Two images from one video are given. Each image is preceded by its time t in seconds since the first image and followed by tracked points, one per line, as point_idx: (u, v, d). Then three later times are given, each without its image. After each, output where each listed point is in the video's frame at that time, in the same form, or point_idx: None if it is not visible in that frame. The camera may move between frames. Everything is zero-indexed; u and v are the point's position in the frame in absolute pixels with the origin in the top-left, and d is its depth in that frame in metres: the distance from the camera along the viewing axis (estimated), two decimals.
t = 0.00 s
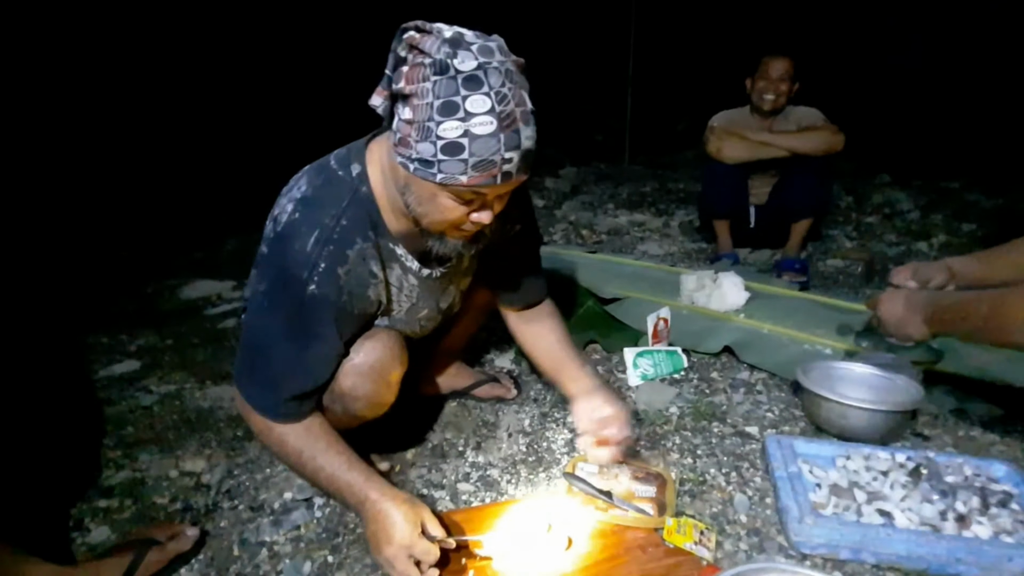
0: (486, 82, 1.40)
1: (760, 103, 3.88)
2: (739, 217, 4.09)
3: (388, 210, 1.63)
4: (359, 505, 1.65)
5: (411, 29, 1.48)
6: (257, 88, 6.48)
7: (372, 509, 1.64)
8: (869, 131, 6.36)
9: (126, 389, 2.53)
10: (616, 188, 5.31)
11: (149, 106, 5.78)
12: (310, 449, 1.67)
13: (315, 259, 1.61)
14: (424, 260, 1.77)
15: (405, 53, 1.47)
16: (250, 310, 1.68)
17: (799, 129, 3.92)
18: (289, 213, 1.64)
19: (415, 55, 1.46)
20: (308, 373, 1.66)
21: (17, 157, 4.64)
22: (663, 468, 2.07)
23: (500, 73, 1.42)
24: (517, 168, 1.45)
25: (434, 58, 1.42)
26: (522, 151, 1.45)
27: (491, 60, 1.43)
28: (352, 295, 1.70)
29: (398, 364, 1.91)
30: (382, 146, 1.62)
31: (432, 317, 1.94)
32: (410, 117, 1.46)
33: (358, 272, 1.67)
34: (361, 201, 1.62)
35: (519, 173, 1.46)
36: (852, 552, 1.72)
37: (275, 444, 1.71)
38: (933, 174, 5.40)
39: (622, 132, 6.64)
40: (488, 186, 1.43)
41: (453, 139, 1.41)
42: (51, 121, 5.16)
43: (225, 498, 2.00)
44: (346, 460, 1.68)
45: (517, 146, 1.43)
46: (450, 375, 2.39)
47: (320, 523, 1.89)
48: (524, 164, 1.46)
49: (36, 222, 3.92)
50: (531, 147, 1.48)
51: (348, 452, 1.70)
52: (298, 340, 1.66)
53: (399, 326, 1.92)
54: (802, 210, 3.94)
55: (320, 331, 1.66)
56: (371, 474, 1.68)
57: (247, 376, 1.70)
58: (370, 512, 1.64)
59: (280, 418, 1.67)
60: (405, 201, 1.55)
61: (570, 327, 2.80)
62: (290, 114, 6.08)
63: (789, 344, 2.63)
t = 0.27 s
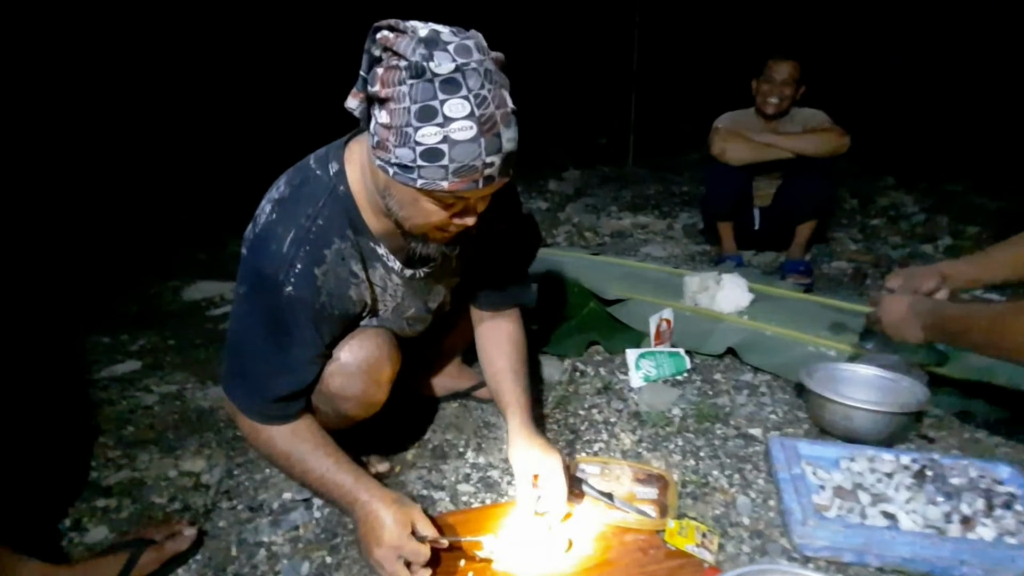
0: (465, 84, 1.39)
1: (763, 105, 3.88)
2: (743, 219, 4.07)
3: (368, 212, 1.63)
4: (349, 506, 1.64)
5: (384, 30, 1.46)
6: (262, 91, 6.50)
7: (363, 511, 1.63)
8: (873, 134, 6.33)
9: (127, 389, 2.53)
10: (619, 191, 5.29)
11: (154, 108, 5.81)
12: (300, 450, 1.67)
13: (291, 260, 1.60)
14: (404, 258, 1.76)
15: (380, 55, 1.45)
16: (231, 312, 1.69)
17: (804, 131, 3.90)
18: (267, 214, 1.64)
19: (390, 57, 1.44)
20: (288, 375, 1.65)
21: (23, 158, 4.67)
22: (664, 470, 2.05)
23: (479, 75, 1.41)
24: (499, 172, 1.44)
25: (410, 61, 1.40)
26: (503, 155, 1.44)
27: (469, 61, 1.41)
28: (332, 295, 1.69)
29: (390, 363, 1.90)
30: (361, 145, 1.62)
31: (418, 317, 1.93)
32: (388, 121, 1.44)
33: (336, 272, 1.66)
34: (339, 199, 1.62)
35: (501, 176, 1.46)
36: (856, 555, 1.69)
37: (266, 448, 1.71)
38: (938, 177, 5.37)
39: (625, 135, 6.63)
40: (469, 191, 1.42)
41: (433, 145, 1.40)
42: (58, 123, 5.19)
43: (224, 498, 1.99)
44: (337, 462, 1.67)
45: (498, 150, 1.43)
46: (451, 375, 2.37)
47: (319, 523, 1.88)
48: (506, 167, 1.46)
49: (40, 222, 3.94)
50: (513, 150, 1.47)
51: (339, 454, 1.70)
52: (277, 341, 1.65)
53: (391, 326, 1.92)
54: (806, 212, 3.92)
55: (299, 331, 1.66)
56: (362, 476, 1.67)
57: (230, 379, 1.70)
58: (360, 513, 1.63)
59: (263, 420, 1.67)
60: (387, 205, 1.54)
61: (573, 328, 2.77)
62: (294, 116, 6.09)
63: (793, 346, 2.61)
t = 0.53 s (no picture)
0: (455, 86, 1.36)
1: (771, 106, 3.85)
2: (753, 221, 4.02)
3: (366, 218, 1.60)
4: (375, 509, 1.62)
5: (370, 32, 1.42)
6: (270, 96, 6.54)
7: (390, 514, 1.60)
8: (883, 135, 6.26)
9: (135, 392, 2.52)
10: (627, 193, 5.26)
11: (165, 114, 5.86)
12: (317, 459, 1.64)
13: (291, 270, 1.59)
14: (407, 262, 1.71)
15: (368, 59, 1.43)
16: (235, 324, 1.69)
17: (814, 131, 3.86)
18: (266, 224, 1.63)
19: (377, 61, 1.41)
20: (293, 385, 1.64)
21: (36, 163, 4.71)
22: (676, 473, 2.01)
23: (469, 75, 1.38)
24: (495, 174, 1.41)
25: (397, 64, 1.37)
26: (499, 156, 1.41)
27: (459, 61, 1.38)
28: (335, 303, 1.67)
29: (397, 366, 1.90)
30: (356, 150, 1.59)
31: (422, 321, 1.92)
32: (379, 127, 1.42)
33: (338, 279, 1.64)
34: (336, 206, 1.59)
35: (499, 178, 1.43)
36: (874, 561, 1.65)
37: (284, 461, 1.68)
38: (951, 178, 5.29)
39: (633, 138, 6.60)
40: (467, 195, 1.40)
41: (425, 149, 1.37)
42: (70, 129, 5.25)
43: (231, 501, 1.98)
44: (355, 464, 1.65)
45: (493, 152, 1.39)
46: (460, 377, 2.36)
47: (326, 527, 1.86)
48: (502, 169, 1.43)
49: (52, 226, 3.97)
50: (509, 150, 1.43)
51: (357, 458, 1.67)
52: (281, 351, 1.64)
53: (399, 329, 1.90)
54: (817, 212, 3.87)
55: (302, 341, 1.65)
56: (384, 478, 1.65)
57: (237, 394, 1.69)
58: (389, 516, 1.60)
59: (270, 431, 1.65)
60: (383, 211, 1.52)
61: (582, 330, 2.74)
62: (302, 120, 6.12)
63: (805, 348, 2.57)
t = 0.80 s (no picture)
0: (469, 74, 1.34)
1: (781, 104, 3.79)
2: (763, 220, 3.98)
3: (379, 220, 1.57)
4: (396, 503, 1.63)
5: (386, 23, 1.41)
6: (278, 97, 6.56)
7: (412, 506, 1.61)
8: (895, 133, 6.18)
9: (143, 391, 2.52)
10: (635, 193, 5.22)
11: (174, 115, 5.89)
12: (334, 461, 1.63)
13: (303, 275, 1.56)
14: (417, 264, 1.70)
15: (381, 48, 1.42)
16: (243, 331, 1.65)
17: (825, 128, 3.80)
18: (275, 227, 1.59)
19: (391, 49, 1.40)
20: (306, 392, 1.62)
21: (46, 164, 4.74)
22: (688, 476, 1.98)
23: (484, 64, 1.36)
24: (507, 167, 1.37)
25: (411, 52, 1.35)
26: (512, 149, 1.37)
27: (473, 51, 1.36)
28: (347, 308, 1.65)
29: (408, 371, 1.87)
30: (367, 150, 1.57)
31: (431, 326, 1.90)
32: (390, 117, 1.39)
33: (350, 284, 1.62)
34: (348, 209, 1.57)
35: (510, 175, 1.39)
36: (894, 568, 1.60)
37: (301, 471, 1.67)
38: (965, 176, 5.21)
39: (641, 137, 6.56)
40: (477, 190, 1.35)
41: (436, 140, 1.34)
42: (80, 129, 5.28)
43: (237, 502, 1.96)
44: (369, 460, 1.64)
45: (506, 144, 1.36)
46: (467, 378, 2.33)
47: (332, 529, 1.84)
48: (515, 162, 1.39)
49: (62, 226, 3.98)
50: (523, 144, 1.40)
51: (371, 453, 1.66)
52: (292, 358, 1.61)
53: (407, 333, 1.87)
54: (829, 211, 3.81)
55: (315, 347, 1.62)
56: (400, 469, 1.66)
57: (247, 402, 1.65)
58: (409, 509, 1.61)
59: (283, 439, 1.62)
60: (393, 209, 1.49)
61: (590, 330, 2.71)
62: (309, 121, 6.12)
63: (818, 349, 2.52)
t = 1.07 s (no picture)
0: (466, 42, 1.32)
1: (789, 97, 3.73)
2: (770, 213, 3.93)
3: (380, 213, 1.55)
4: (407, 494, 1.61)
5: None
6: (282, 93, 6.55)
7: (424, 495, 1.59)
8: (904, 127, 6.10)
9: (147, 386, 2.52)
10: (641, 187, 5.18)
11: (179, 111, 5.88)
12: (341, 456, 1.60)
13: (306, 273, 1.54)
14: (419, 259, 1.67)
15: (382, 22, 1.42)
16: (244, 330, 1.62)
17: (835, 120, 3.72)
18: (276, 224, 1.57)
19: (390, 22, 1.40)
20: (309, 392, 1.60)
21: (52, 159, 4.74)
22: (695, 472, 1.95)
23: (482, 34, 1.34)
24: (503, 140, 1.32)
25: (408, 21, 1.35)
26: (509, 122, 1.33)
27: (472, 21, 1.34)
28: (350, 307, 1.63)
29: (412, 368, 1.85)
30: (369, 144, 1.55)
31: (435, 324, 1.87)
32: (386, 90, 1.39)
33: (353, 281, 1.60)
34: (350, 205, 1.54)
35: (506, 153, 1.33)
36: (906, 566, 1.57)
37: (310, 470, 1.66)
38: (976, 170, 5.13)
39: (646, 132, 6.51)
40: (470, 163, 1.30)
41: (429, 108, 1.31)
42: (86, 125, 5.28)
43: (240, 496, 1.95)
44: (375, 450, 1.62)
45: (503, 115, 1.32)
46: (470, 373, 2.31)
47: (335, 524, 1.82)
48: (512, 136, 1.33)
49: (67, 221, 3.98)
50: (521, 118, 1.35)
51: (378, 445, 1.64)
52: (295, 357, 1.59)
53: (411, 329, 1.86)
54: (837, 204, 3.76)
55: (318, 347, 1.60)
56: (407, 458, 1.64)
57: (250, 402, 1.63)
58: (421, 498, 1.60)
59: (286, 439, 1.61)
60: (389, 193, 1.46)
61: (595, 325, 2.69)
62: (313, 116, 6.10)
63: (826, 343, 2.48)
